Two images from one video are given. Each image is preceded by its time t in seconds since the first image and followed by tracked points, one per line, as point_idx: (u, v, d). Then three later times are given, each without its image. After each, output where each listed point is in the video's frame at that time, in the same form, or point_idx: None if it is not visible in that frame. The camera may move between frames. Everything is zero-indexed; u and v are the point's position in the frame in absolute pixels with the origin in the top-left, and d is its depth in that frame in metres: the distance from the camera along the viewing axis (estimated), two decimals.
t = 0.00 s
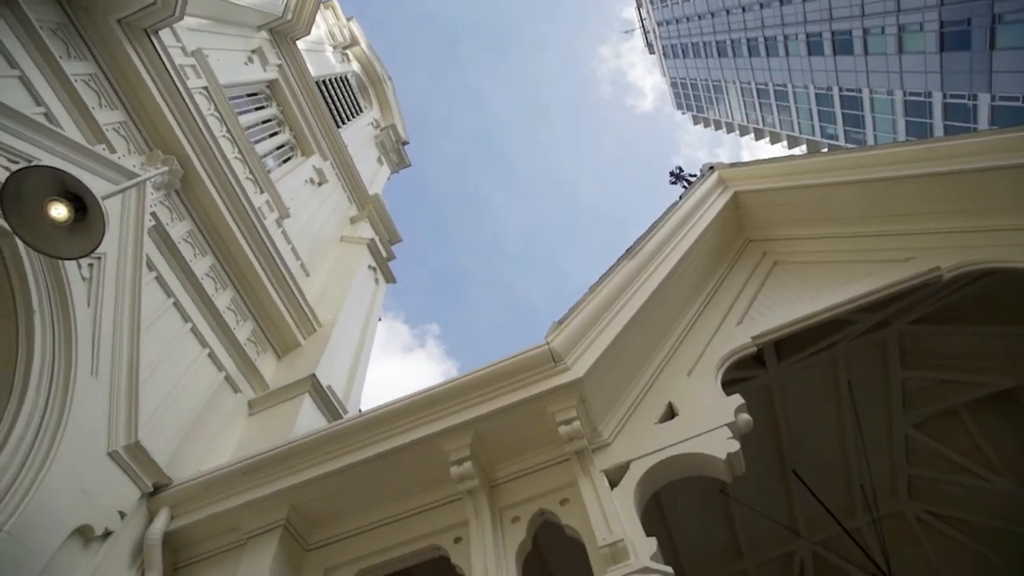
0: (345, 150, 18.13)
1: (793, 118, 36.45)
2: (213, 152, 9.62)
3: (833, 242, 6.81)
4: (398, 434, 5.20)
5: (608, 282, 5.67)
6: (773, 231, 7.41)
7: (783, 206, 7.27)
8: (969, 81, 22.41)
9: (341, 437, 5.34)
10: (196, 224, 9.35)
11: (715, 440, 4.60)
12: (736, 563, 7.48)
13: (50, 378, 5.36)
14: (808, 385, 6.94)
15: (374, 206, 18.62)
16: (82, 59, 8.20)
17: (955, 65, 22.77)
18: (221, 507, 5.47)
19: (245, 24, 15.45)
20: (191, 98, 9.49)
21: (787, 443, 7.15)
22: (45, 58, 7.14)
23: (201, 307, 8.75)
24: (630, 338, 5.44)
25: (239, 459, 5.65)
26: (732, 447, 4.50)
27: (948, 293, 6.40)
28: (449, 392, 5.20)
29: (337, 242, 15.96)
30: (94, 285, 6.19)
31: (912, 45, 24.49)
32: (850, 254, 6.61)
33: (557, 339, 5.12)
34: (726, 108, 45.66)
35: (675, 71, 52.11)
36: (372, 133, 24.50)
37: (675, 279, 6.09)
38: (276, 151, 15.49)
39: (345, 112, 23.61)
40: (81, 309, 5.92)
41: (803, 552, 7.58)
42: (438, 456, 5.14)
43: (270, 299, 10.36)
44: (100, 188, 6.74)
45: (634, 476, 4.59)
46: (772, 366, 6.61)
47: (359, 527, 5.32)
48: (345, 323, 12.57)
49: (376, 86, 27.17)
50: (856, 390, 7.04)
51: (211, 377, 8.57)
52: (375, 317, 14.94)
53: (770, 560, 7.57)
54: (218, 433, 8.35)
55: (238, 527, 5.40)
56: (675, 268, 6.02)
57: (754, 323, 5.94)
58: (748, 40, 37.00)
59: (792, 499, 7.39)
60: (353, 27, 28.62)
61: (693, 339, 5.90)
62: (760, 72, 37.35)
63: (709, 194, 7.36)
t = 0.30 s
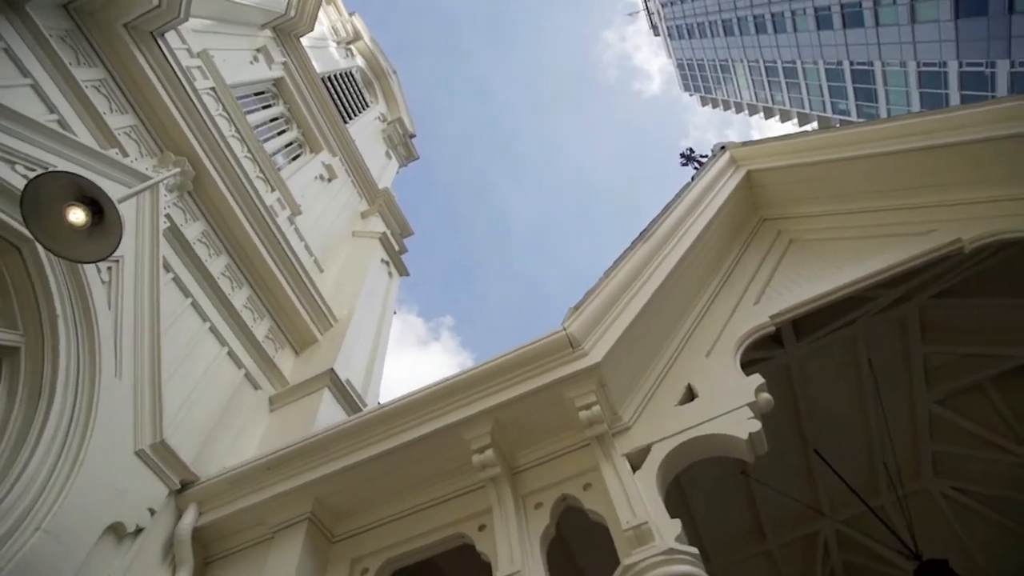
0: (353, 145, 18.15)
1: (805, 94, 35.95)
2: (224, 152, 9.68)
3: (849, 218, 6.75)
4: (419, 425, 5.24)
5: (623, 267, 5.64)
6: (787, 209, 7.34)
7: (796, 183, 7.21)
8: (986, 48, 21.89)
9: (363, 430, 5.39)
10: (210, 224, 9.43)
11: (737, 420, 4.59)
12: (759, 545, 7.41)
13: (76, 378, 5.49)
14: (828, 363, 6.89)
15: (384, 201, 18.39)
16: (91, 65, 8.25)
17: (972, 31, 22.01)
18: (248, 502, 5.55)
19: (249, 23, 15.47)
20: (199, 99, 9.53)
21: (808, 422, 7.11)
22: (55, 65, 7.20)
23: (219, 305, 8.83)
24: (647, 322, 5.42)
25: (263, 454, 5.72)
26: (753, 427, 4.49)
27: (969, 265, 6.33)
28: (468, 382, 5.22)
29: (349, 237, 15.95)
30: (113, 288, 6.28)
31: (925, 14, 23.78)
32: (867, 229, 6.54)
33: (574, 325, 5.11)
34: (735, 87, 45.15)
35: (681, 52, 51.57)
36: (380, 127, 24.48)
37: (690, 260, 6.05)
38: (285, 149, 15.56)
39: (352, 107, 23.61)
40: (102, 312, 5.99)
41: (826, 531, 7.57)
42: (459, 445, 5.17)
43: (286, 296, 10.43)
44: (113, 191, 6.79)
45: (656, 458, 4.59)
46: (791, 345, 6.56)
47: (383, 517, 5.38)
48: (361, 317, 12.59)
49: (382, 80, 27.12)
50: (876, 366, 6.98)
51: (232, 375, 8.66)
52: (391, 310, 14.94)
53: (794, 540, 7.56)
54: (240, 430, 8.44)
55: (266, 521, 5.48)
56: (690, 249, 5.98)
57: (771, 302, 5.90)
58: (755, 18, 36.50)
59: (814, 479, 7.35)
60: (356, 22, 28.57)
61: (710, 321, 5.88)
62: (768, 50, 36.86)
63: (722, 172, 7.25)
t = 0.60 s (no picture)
0: (362, 139, 18.16)
1: (816, 69, 35.41)
2: (234, 151, 9.73)
3: (866, 193, 6.68)
4: (439, 414, 5.27)
5: (638, 249, 5.61)
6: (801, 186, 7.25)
7: (809, 159, 7.14)
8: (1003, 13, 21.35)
9: (384, 421, 5.43)
10: (224, 222, 9.50)
11: (758, 399, 4.58)
12: (782, 524, 7.32)
13: (101, 380, 5.58)
14: (848, 340, 6.83)
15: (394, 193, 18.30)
16: (101, 70, 8.31)
17: None
18: (273, 496, 5.63)
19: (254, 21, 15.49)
20: (207, 99, 9.57)
21: (829, 400, 7.07)
22: (66, 71, 7.27)
23: (236, 303, 8.91)
24: (663, 304, 5.39)
25: (286, 449, 5.78)
26: (775, 405, 4.49)
27: (990, 237, 6.26)
28: (487, 370, 5.23)
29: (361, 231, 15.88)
30: (133, 290, 6.36)
31: None
32: (885, 203, 6.48)
33: (591, 309, 5.09)
34: (744, 66, 44.59)
35: (688, 33, 50.99)
36: (387, 121, 24.46)
37: (705, 241, 6.01)
38: (294, 145, 15.62)
39: (359, 102, 23.60)
40: (123, 313, 6.07)
41: (851, 509, 7.50)
42: (481, 433, 5.20)
43: (302, 291, 10.49)
44: (128, 194, 6.83)
45: (678, 439, 4.59)
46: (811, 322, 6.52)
47: (407, 507, 5.44)
48: (377, 309, 12.58)
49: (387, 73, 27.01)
50: (897, 341, 6.92)
51: (252, 371, 8.73)
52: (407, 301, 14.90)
53: (819, 519, 7.46)
54: (263, 425, 8.50)
55: (292, 515, 5.56)
56: (704, 230, 5.94)
57: (789, 280, 5.86)
58: None
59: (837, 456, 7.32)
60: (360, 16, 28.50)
61: (728, 300, 5.86)
62: (776, 26, 36.33)
63: (735, 150, 7.14)
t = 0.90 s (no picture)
0: (371, 135, 18.19)
1: (827, 44, 34.90)
2: (246, 151, 9.79)
3: (883, 166, 6.61)
4: (460, 404, 5.30)
5: (652, 232, 5.57)
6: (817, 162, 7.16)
7: (825, 134, 7.07)
8: None
9: (404, 414, 5.46)
10: (238, 222, 9.57)
11: (780, 379, 4.56)
12: (808, 504, 7.30)
13: (126, 382, 5.66)
14: (869, 317, 6.77)
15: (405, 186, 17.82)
16: (112, 76, 8.37)
17: None
18: (299, 491, 5.70)
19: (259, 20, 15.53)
20: (216, 100, 9.63)
21: (850, 378, 7.02)
22: (80, 78, 7.34)
23: (254, 301, 8.99)
24: (681, 286, 5.36)
25: (310, 444, 5.84)
26: (797, 384, 4.47)
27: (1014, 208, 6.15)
28: (506, 358, 5.23)
29: (374, 226, 15.85)
30: (153, 292, 6.44)
31: None
32: (905, 176, 6.41)
33: (608, 294, 5.07)
34: (753, 44, 44.05)
35: (694, 13, 50.42)
36: (395, 114, 24.44)
37: (721, 221, 5.96)
38: (304, 143, 15.67)
39: (365, 97, 23.61)
40: (145, 316, 6.15)
41: (875, 488, 7.49)
42: (502, 421, 5.22)
43: (318, 288, 10.52)
44: (144, 197, 6.89)
45: (701, 421, 4.58)
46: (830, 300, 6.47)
47: (432, 497, 5.50)
48: (393, 303, 12.59)
49: (393, 67, 26.97)
50: (920, 315, 6.85)
51: (272, 369, 8.80)
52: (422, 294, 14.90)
53: (844, 499, 7.42)
54: (285, 421, 8.57)
55: (319, 509, 5.63)
56: (719, 210, 5.89)
57: (808, 258, 5.82)
58: None
59: (860, 435, 7.28)
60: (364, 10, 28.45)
61: (746, 280, 5.82)
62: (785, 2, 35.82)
63: (749, 129, 7.04)
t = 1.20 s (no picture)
0: (380, 129, 18.21)
1: (838, 17, 34.36)
2: (258, 150, 9.84)
3: (902, 138, 6.53)
4: (481, 394, 5.31)
5: (668, 215, 5.54)
6: (833, 137, 7.06)
7: (841, 108, 6.98)
8: None
9: (426, 405, 5.49)
10: (254, 221, 9.63)
11: (803, 357, 4.52)
12: (833, 485, 7.26)
13: (152, 383, 5.75)
14: (891, 292, 6.70)
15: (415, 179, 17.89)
16: (124, 82, 8.44)
17: None
18: (326, 484, 5.76)
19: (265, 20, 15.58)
20: (226, 101, 9.68)
21: (874, 355, 6.94)
22: (93, 85, 7.40)
23: (273, 299, 9.06)
24: (699, 268, 5.32)
25: (335, 438, 5.89)
26: (822, 361, 4.44)
27: None
28: (525, 347, 5.23)
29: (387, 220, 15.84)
30: (174, 294, 6.51)
31: None
32: (925, 147, 6.32)
33: (626, 278, 5.05)
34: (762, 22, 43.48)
35: None
36: (403, 108, 24.43)
37: (737, 201, 5.90)
38: (314, 141, 15.74)
39: (373, 92, 23.61)
40: (168, 317, 6.23)
41: (902, 466, 7.43)
42: (525, 409, 5.23)
43: (335, 284, 10.52)
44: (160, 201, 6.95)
45: (725, 401, 4.56)
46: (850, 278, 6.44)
47: (457, 486, 5.53)
48: (410, 296, 12.58)
49: (399, 61, 26.87)
50: (944, 289, 6.76)
51: (293, 365, 8.87)
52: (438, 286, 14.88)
53: (870, 478, 7.37)
54: (309, 417, 8.64)
55: (347, 501, 5.69)
56: (735, 190, 5.83)
57: (828, 234, 5.76)
58: None
59: (885, 412, 7.21)
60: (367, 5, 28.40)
61: (765, 259, 5.78)
62: None
63: (762, 106, 6.95)
